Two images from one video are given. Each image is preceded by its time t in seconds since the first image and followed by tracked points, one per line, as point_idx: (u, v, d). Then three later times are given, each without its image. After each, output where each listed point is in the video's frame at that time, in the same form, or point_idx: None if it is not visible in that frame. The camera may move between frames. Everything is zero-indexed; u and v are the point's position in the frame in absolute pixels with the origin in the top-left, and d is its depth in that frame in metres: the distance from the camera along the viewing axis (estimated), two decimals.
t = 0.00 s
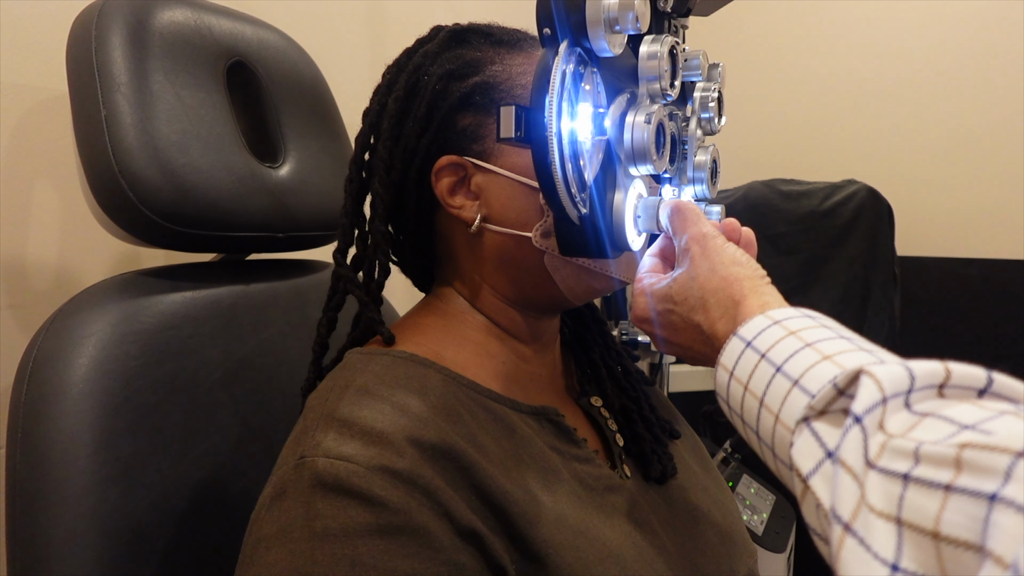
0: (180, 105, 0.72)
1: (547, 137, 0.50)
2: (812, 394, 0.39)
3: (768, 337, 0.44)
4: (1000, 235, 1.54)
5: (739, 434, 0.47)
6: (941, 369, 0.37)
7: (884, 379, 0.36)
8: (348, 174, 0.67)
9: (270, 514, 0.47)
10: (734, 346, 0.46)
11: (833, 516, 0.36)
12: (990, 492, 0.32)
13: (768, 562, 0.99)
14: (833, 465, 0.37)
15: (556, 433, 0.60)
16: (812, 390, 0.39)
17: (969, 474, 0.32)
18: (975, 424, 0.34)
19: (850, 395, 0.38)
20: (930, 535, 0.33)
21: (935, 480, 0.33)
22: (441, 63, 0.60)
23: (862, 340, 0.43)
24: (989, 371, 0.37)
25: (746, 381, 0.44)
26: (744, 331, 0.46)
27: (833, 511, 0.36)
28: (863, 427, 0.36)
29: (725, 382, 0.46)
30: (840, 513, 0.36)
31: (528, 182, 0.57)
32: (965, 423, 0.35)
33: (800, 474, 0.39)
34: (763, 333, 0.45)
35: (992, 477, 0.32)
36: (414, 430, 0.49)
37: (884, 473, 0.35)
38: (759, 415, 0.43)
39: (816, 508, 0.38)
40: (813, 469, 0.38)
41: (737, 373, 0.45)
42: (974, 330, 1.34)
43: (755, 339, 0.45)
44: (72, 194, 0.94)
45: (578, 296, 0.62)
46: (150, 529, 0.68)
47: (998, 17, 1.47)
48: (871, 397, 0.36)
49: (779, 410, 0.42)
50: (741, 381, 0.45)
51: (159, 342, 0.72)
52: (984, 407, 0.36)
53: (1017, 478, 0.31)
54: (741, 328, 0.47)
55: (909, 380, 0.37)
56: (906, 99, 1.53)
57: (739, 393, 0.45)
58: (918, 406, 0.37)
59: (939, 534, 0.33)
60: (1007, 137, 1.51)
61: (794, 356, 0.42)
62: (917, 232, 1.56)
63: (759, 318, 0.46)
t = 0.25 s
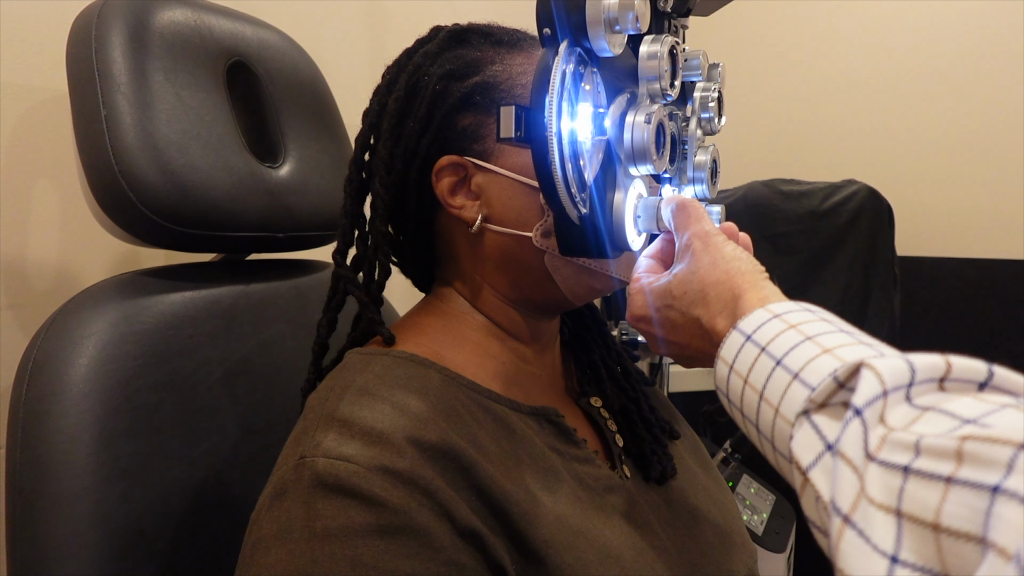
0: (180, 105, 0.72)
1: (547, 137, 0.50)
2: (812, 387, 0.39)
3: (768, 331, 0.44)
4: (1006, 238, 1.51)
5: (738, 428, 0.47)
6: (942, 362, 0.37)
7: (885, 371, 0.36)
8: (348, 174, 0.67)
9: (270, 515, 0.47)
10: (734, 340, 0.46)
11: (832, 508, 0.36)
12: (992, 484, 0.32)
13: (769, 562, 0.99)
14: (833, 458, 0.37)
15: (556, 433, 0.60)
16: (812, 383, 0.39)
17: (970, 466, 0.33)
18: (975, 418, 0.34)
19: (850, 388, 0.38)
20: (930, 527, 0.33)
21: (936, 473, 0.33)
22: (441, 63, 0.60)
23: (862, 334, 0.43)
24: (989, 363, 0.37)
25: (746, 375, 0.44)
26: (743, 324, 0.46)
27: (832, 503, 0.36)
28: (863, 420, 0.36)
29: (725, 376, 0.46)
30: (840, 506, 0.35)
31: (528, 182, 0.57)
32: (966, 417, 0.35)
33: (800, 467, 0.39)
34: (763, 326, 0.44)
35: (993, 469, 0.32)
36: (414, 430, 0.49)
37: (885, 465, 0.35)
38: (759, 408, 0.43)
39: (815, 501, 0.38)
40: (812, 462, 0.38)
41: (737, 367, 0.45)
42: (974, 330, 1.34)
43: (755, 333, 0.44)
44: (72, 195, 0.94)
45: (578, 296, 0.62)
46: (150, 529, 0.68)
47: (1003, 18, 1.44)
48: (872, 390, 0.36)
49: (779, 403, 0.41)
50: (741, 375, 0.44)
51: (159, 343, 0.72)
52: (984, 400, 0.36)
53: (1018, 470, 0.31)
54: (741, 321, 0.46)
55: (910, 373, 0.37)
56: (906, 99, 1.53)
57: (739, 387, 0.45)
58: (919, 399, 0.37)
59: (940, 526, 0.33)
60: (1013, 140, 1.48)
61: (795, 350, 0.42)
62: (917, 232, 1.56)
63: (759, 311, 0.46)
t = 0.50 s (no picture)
0: (180, 105, 0.72)
1: (547, 137, 0.50)
2: (809, 381, 0.39)
3: (765, 325, 0.44)
4: (1007, 239, 1.50)
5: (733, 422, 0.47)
6: (940, 357, 0.37)
7: (883, 365, 0.36)
8: (348, 174, 0.67)
9: (269, 515, 0.47)
10: (732, 333, 0.46)
11: (828, 502, 0.36)
12: (990, 478, 0.32)
13: (769, 562, 0.99)
14: (830, 452, 0.37)
15: (553, 434, 0.59)
16: (809, 377, 0.39)
17: (968, 460, 0.32)
18: (974, 413, 0.34)
19: (847, 381, 0.38)
20: (927, 521, 0.33)
21: (933, 467, 0.33)
22: (441, 63, 0.60)
23: (860, 330, 0.43)
24: (988, 359, 0.37)
25: (742, 368, 0.44)
26: (741, 319, 0.46)
27: (828, 497, 0.36)
28: (861, 413, 0.36)
29: (721, 369, 0.46)
30: (836, 499, 0.35)
31: (527, 182, 0.57)
32: (964, 412, 0.35)
33: (795, 461, 0.39)
34: (760, 320, 0.44)
35: (992, 463, 0.32)
36: (412, 429, 0.49)
37: (882, 459, 0.35)
38: (754, 402, 0.43)
39: (811, 496, 0.38)
40: (808, 456, 0.38)
41: (734, 361, 0.45)
42: (974, 330, 1.34)
43: (752, 326, 0.45)
44: (72, 195, 0.94)
45: (578, 296, 0.62)
46: (150, 530, 0.68)
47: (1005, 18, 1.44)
48: (870, 383, 0.36)
49: (774, 397, 0.41)
50: (737, 368, 0.44)
51: (159, 343, 0.72)
52: (982, 395, 0.36)
53: (1017, 464, 0.31)
54: (738, 315, 0.46)
55: (908, 368, 0.37)
56: (906, 99, 1.53)
57: (735, 381, 0.45)
58: (917, 394, 0.37)
59: (937, 520, 0.33)
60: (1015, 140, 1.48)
61: (791, 344, 0.42)
62: (917, 232, 1.56)
63: (757, 306, 0.46)
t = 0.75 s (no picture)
0: (180, 105, 0.72)
1: (547, 137, 0.50)
2: (806, 377, 0.39)
3: (762, 322, 0.44)
4: (1008, 240, 1.50)
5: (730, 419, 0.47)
6: (937, 354, 0.37)
7: (880, 362, 0.36)
8: (348, 174, 0.67)
9: (269, 515, 0.47)
10: (729, 331, 0.46)
11: (824, 497, 0.36)
12: (985, 474, 0.31)
13: (769, 562, 0.99)
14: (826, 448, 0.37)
15: (554, 434, 0.59)
16: (806, 373, 0.39)
17: (963, 456, 0.32)
18: (969, 409, 0.34)
19: (844, 377, 0.38)
20: (922, 516, 0.33)
21: (928, 462, 0.33)
22: (440, 62, 0.60)
23: (857, 327, 0.43)
24: (985, 357, 0.37)
25: (739, 365, 0.44)
26: (738, 316, 0.46)
27: (824, 492, 0.36)
28: (857, 409, 0.36)
29: (718, 366, 0.46)
30: (831, 494, 0.35)
31: (527, 182, 0.57)
32: (960, 408, 0.35)
33: (792, 457, 0.39)
34: (758, 317, 0.44)
35: (987, 459, 0.32)
36: (412, 430, 0.49)
37: (877, 455, 0.35)
38: (751, 399, 0.43)
39: (807, 492, 0.38)
40: (805, 452, 0.38)
41: (731, 358, 0.45)
42: (974, 330, 1.34)
43: (749, 324, 0.44)
44: (72, 195, 0.94)
45: (577, 296, 0.62)
46: (150, 530, 0.68)
47: (1007, 18, 1.43)
48: (866, 379, 0.36)
49: (771, 393, 0.41)
50: (734, 365, 0.45)
51: (159, 343, 0.72)
52: (979, 392, 0.36)
53: (1012, 459, 0.31)
54: (735, 313, 0.46)
55: (905, 364, 0.37)
56: (906, 99, 1.53)
57: (732, 378, 0.45)
58: (913, 390, 0.37)
59: (932, 515, 0.33)
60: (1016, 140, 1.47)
61: (788, 341, 0.42)
62: (918, 232, 1.56)
63: (754, 303, 0.46)
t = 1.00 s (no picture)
0: (180, 105, 0.72)
1: (547, 137, 0.50)
2: (805, 377, 0.39)
3: (761, 322, 0.44)
4: (1008, 240, 1.50)
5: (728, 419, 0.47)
6: (935, 355, 0.37)
7: (878, 363, 0.36)
8: (348, 174, 0.67)
9: (270, 515, 0.47)
10: (727, 331, 0.46)
11: (821, 497, 0.36)
12: (981, 474, 0.31)
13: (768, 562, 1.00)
14: (823, 448, 0.37)
15: (554, 434, 0.59)
16: (805, 373, 0.39)
17: (960, 456, 0.32)
18: (966, 410, 0.34)
19: (842, 378, 0.38)
20: (918, 516, 0.33)
21: (925, 462, 0.33)
22: (440, 63, 0.60)
23: (855, 328, 0.43)
24: (982, 359, 0.37)
25: (738, 365, 0.44)
26: (737, 316, 0.45)
27: (821, 491, 0.36)
28: (855, 409, 0.36)
29: (717, 366, 0.46)
30: (829, 494, 0.35)
31: (528, 182, 0.57)
32: (957, 409, 0.35)
33: (790, 456, 0.39)
34: (756, 318, 0.44)
35: (982, 459, 0.32)
36: (413, 430, 0.49)
37: (875, 455, 0.35)
38: (749, 398, 0.43)
39: (805, 492, 0.38)
40: (802, 452, 0.38)
41: (729, 358, 0.45)
42: (974, 330, 1.34)
43: (748, 324, 0.44)
44: (72, 194, 0.94)
45: (577, 296, 0.62)
46: (150, 529, 0.68)
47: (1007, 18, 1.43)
48: (865, 379, 0.36)
49: (770, 393, 0.41)
50: (733, 365, 0.44)
51: (159, 343, 0.72)
52: (976, 393, 0.36)
53: (1008, 460, 0.31)
54: (734, 313, 0.46)
55: (903, 366, 0.37)
56: (906, 98, 1.53)
57: (730, 378, 0.45)
58: (911, 391, 0.37)
59: (928, 515, 0.33)
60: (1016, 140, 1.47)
61: (787, 342, 0.42)
62: (918, 232, 1.56)
63: (753, 303, 0.46)
